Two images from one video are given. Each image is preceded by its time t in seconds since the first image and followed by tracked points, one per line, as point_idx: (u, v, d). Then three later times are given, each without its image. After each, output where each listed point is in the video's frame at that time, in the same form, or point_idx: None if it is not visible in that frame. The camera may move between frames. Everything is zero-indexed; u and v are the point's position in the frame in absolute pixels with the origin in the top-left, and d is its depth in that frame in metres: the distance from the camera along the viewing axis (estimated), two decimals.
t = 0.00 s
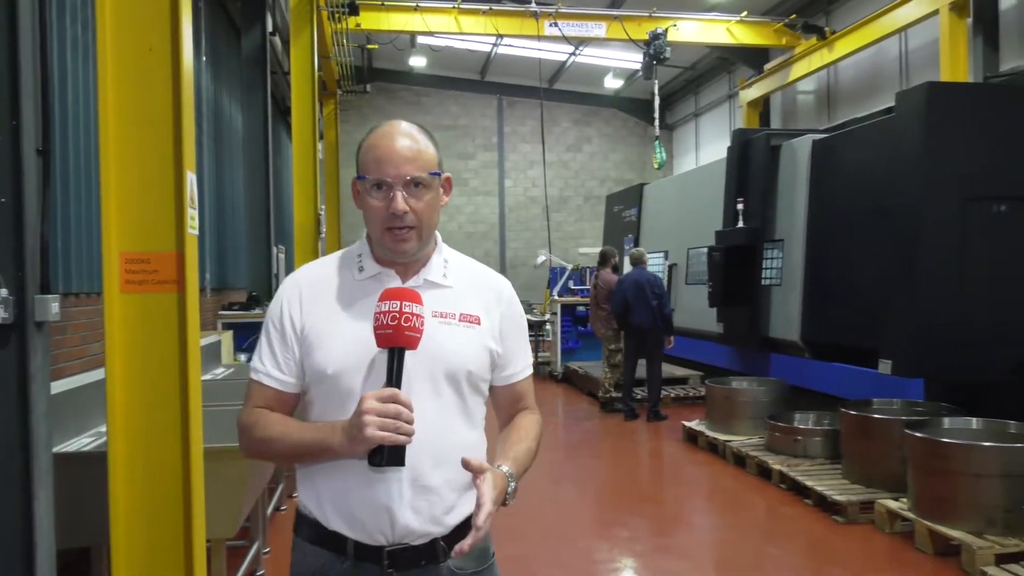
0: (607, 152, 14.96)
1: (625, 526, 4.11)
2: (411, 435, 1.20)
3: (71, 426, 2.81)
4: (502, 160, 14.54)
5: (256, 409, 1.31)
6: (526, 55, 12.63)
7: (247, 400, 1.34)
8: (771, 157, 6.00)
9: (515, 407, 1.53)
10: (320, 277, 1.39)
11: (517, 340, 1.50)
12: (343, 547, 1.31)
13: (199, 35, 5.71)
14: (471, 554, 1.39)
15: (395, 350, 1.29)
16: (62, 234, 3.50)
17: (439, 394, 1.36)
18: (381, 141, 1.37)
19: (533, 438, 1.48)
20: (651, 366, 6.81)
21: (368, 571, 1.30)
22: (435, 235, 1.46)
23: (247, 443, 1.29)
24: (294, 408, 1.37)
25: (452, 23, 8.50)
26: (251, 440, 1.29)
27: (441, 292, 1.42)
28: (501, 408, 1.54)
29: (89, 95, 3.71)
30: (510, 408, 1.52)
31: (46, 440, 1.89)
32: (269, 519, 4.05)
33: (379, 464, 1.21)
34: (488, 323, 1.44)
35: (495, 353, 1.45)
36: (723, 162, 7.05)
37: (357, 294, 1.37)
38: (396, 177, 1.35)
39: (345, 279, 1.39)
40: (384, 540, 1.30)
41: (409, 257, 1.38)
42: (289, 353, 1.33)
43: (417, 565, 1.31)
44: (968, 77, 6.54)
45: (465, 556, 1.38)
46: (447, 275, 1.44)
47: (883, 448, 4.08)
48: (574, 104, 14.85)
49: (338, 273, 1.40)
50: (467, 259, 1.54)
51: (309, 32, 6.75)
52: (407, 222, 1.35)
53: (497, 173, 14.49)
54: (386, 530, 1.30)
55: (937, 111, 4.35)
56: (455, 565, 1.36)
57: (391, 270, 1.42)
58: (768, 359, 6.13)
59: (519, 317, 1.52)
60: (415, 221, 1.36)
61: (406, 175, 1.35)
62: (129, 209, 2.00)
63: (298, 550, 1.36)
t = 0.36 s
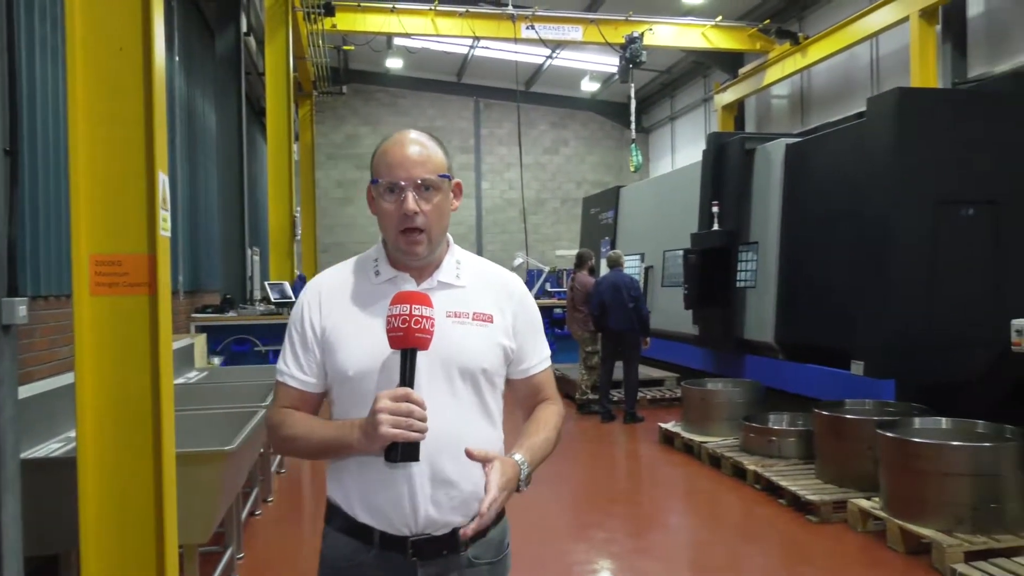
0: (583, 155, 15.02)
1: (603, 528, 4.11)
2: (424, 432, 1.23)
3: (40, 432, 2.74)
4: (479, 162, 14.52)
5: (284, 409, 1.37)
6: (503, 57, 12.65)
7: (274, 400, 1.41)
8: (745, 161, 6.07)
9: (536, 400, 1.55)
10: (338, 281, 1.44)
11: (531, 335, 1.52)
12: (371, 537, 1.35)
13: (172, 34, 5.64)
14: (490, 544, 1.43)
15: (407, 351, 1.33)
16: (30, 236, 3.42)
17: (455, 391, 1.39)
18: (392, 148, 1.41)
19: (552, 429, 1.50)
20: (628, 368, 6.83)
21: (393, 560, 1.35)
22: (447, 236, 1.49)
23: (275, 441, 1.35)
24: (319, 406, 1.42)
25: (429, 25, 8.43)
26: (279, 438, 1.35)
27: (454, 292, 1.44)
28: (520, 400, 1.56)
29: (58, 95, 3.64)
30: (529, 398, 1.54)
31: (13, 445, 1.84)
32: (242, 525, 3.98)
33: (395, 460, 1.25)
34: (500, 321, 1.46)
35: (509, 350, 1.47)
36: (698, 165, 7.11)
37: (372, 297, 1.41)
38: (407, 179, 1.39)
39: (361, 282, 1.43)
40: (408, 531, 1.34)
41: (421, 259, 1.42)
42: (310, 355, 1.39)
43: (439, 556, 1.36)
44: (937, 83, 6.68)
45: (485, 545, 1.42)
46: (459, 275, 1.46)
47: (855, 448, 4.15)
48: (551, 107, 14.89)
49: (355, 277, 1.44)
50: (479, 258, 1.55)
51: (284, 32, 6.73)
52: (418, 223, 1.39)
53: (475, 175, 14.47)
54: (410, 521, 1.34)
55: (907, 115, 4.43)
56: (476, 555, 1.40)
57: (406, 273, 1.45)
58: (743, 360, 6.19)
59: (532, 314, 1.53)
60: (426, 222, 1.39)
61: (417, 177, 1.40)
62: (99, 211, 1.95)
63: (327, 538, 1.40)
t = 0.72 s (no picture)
0: (566, 158, 15.05)
1: (585, 530, 4.13)
2: (429, 424, 1.31)
3: (16, 436, 2.71)
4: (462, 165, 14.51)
5: (294, 401, 1.46)
6: (486, 60, 12.65)
7: (285, 392, 1.50)
8: (727, 165, 6.12)
9: (536, 392, 1.64)
10: (349, 281, 1.53)
11: (534, 336, 1.62)
12: (374, 528, 1.44)
13: (152, 36, 5.57)
14: (488, 537, 1.51)
15: (414, 347, 1.41)
16: (6, 241, 3.37)
17: (461, 386, 1.48)
18: (406, 152, 1.50)
19: (554, 417, 1.59)
20: (611, 370, 6.84)
21: (394, 550, 1.43)
22: (456, 238, 1.58)
23: (286, 430, 1.43)
24: (328, 399, 1.52)
25: (412, 28, 8.42)
26: (289, 428, 1.44)
27: (463, 292, 1.54)
28: (522, 397, 1.65)
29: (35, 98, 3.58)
30: (529, 394, 1.64)
31: None
32: (223, 530, 3.94)
33: (401, 450, 1.32)
34: (505, 321, 1.55)
35: (512, 349, 1.56)
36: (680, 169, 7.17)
37: (382, 296, 1.50)
38: (419, 182, 1.48)
39: (372, 281, 1.52)
40: (409, 523, 1.43)
41: (429, 257, 1.51)
42: (321, 351, 1.48)
43: (439, 548, 1.44)
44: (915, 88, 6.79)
45: (483, 538, 1.50)
46: (467, 276, 1.55)
47: (835, 448, 4.19)
48: (535, 110, 14.92)
49: (367, 277, 1.53)
50: (487, 261, 1.65)
51: (266, 34, 6.69)
52: (427, 224, 1.47)
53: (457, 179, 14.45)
54: (412, 512, 1.43)
55: (885, 121, 4.50)
56: (473, 547, 1.48)
57: (415, 273, 1.54)
58: (725, 362, 6.23)
59: (535, 315, 1.63)
60: (435, 224, 1.48)
61: (428, 181, 1.48)
62: (78, 215, 1.92)
63: (335, 530, 1.49)
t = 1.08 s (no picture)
0: (549, 161, 15.09)
1: (568, 533, 4.13)
2: (417, 428, 1.31)
3: None
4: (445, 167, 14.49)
5: (285, 402, 1.46)
6: (469, 63, 12.65)
7: (275, 393, 1.49)
8: (708, 168, 6.17)
9: (524, 398, 1.65)
10: (340, 284, 1.52)
11: (523, 342, 1.61)
12: (361, 527, 1.44)
13: (131, 35, 5.51)
14: (474, 538, 1.50)
15: (403, 351, 1.40)
16: None
17: (449, 391, 1.47)
18: (398, 155, 1.50)
19: (541, 427, 1.59)
20: (594, 373, 6.86)
21: (381, 549, 1.43)
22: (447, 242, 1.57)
23: (276, 431, 1.43)
24: (318, 401, 1.51)
25: (395, 30, 8.40)
26: (279, 428, 1.43)
27: (452, 297, 1.53)
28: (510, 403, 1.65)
29: (11, 98, 3.53)
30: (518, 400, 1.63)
31: None
32: (204, 535, 3.90)
33: (388, 453, 1.32)
34: (494, 327, 1.55)
35: (501, 355, 1.56)
36: (662, 172, 7.21)
37: (373, 299, 1.49)
38: (412, 184, 1.48)
39: (363, 284, 1.51)
40: (396, 522, 1.42)
41: (421, 260, 1.50)
42: (312, 352, 1.47)
43: (425, 546, 1.43)
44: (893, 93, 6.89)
45: (469, 538, 1.49)
46: (457, 281, 1.55)
47: (815, 449, 4.23)
48: (517, 113, 14.94)
49: (358, 280, 1.52)
50: (478, 267, 1.65)
51: (247, 35, 6.65)
52: (420, 225, 1.46)
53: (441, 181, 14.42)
54: (399, 513, 1.42)
55: (865, 125, 4.55)
56: (460, 547, 1.47)
57: (406, 277, 1.53)
58: (707, 364, 6.27)
59: (524, 321, 1.62)
60: (427, 225, 1.47)
61: (421, 182, 1.48)
62: (55, 216, 1.89)
63: (323, 529, 1.49)
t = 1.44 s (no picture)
0: (541, 163, 15.11)
1: (561, 534, 4.12)
2: (412, 427, 1.31)
3: None
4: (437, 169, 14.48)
5: (280, 402, 1.45)
6: (461, 65, 12.65)
7: (270, 394, 1.48)
8: (699, 170, 6.19)
9: (513, 401, 1.64)
10: (334, 285, 1.51)
11: (514, 344, 1.61)
12: (356, 527, 1.43)
13: (121, 36, 5.48)
14: (466, 537, 1.50)
15: (398, 352, 1.40)
16: None
17: (442, 392, 1.47)
18: (391, 164, 1.49)
19: (526, 430, 1.59)
20: (586, 374, 6.87)
21: (376, 549, 1.42)
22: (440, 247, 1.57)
23: (272, 431, 1.42)
24: (313, 401, 1.50)
25: (387, 32, 8.40)
26: (274, 429, 1.43)
27: (445, 299, 1.53)
28: (500, 404, 1.65)
29: None
30: (507, 402, 1.64)
31: None
32: (194, 539, 3.88)
33: (383, 452, 1.32)
34: (486, 328, 1.55)
35: (493, 356, 1.56)
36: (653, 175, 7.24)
37: (368, 301, 1.49)
38: (406, 197, 1.46)
39: (358, 287, 1.51)
40: (390, 521, 1.41)
41: (414, 266, 1.50)
42: (307, 353, 1.47)
43: (419, 545, 1.42)
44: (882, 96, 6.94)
45: (462, 537, 1.49)
46: (450, 283, 1.55)
47: (807, 451, 4.24)
48: (509, 115, 14.96)
49: (352, 282, 1.52)
50: (471, 270, 1.65)
51: (238, 37, 6.63)
52: (413, 235, 1.46)
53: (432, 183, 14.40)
54: (393, 511, 1.42)
55: (854, 128, 4.59)
56: (453, 545, 1.47)
57: (400, 280, 1.53)
58: (698, 366, 6.28)
59: (516, 324, 1.62)
60: (420, 235, 1.47)
61: (414, 195, 1.47)
62: (44, 217, 1.87)
63: (318, 530, 1.48)
